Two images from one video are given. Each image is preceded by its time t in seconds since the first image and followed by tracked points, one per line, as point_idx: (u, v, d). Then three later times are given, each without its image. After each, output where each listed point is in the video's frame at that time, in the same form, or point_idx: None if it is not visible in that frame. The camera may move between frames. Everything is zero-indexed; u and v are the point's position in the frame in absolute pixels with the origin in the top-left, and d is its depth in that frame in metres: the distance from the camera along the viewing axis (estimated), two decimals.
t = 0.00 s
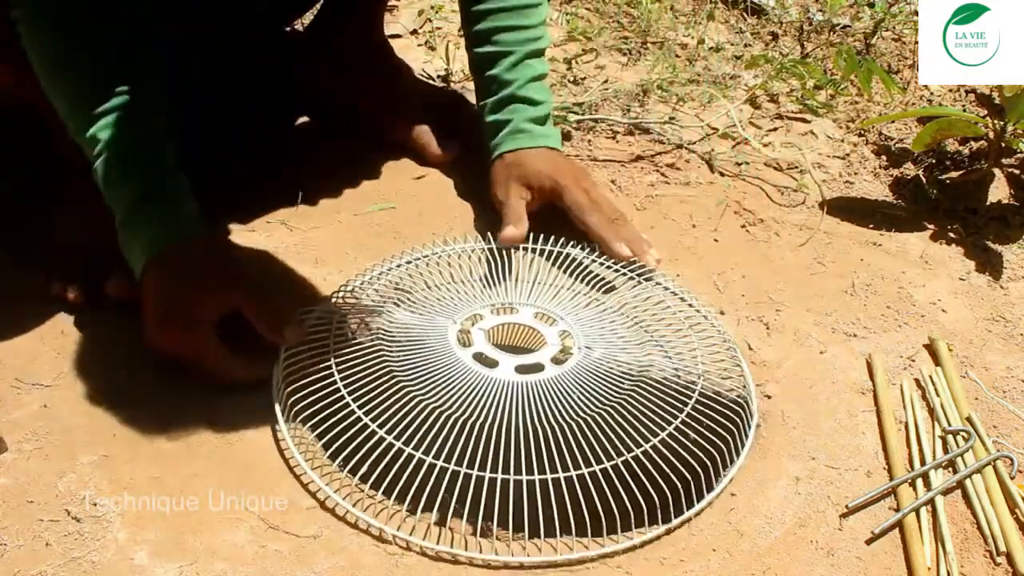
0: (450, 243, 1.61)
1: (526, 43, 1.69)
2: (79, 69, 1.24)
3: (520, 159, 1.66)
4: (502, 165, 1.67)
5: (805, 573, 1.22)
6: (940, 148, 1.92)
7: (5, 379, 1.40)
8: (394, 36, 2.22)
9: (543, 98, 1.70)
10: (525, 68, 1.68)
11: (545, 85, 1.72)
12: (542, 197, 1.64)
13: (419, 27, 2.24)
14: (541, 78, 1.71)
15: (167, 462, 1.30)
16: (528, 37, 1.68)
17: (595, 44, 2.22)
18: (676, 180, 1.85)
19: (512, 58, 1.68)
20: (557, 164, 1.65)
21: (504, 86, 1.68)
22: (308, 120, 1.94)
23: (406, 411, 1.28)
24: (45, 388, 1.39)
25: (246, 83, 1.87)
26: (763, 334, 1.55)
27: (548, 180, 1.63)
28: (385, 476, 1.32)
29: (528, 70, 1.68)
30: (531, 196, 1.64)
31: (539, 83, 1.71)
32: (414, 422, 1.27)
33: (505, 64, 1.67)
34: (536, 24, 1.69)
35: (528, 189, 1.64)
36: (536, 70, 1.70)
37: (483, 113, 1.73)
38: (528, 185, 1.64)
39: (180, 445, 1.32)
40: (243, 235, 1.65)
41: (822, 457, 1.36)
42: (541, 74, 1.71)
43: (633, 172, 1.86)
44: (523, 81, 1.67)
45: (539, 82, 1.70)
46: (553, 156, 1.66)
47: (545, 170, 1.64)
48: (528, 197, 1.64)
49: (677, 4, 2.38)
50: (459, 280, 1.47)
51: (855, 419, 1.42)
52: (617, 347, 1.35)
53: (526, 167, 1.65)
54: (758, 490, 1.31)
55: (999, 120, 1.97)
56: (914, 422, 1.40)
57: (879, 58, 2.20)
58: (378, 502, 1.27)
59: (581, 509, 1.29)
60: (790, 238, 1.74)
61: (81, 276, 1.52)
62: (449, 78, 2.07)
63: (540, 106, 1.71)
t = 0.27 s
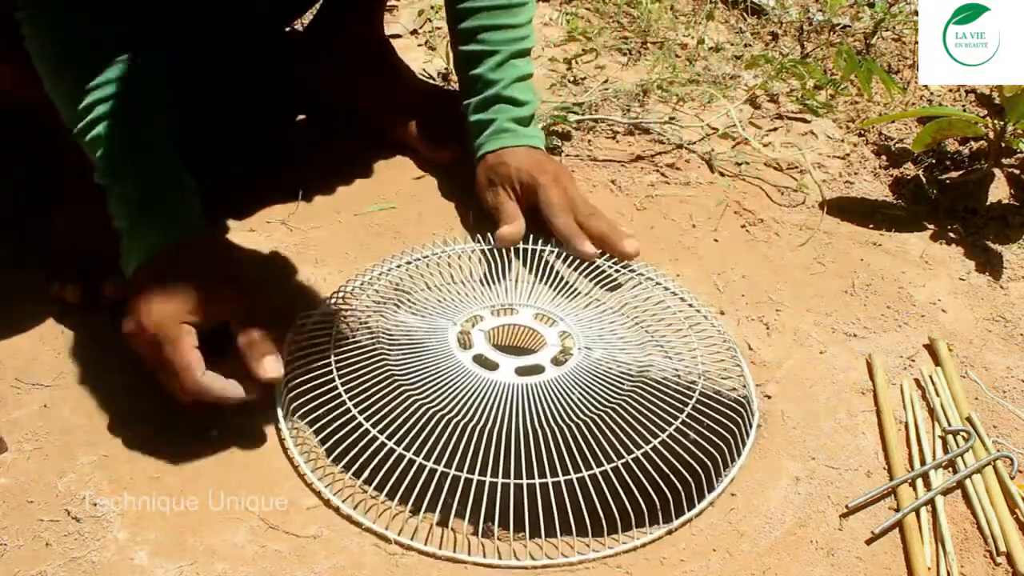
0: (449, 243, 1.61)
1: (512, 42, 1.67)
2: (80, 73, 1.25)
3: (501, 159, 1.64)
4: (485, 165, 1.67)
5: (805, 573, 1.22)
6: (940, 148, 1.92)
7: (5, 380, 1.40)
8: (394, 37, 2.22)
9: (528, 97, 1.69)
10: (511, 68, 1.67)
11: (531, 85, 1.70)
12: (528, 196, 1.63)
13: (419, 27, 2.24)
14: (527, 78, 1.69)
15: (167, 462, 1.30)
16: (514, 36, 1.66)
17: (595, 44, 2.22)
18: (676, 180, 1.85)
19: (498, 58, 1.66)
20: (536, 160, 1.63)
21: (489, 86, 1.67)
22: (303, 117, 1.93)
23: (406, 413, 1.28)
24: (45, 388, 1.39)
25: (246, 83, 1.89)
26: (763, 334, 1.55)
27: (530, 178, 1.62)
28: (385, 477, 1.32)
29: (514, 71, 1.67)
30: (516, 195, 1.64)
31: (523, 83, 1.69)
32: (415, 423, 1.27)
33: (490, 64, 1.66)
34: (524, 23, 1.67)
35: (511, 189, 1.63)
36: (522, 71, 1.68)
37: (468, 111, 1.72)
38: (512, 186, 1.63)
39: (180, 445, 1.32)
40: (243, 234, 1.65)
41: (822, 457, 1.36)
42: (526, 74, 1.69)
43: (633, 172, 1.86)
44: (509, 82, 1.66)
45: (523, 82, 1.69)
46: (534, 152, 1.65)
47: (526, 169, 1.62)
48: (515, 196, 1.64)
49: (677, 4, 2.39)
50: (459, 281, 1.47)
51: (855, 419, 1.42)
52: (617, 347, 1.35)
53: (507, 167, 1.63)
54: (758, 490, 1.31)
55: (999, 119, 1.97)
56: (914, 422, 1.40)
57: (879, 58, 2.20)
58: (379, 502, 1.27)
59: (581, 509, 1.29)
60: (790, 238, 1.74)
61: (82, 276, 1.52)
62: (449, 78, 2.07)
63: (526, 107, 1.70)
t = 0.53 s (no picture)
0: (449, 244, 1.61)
1: (510, 46, 1.69)
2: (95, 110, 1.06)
3: (496, 160, 1.65)
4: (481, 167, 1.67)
5: (805, 573, 1.22)
6: (940, 148, 1.92)
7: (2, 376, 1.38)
8: (394, 36, 2.21)
9: (525, 101, 1.70)
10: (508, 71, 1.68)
11: (527, 89, 1.71)
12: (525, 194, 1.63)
13: (419, 27, 2.24)
14: (523, 82, 1.71)
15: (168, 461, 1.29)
16: (512, 40, 1.68)
17: (595, 43, 2.22)
18: (676, 180, 1.85)
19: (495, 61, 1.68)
20: (529, 159, 1.63)
21: (487, 89, 1.68)
22: (308, 115, 1.95)
23: (406, 413, 1.28)
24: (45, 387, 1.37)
25: (245, 84, 1.75)
26: (763, 334, 1.55)
27: (525, 177, 1.62)
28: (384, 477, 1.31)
29: (511, 74, 1.68)
30: (513, 195, 1.64)
31: (519, 87, 1.70)
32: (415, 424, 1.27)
33: (488, 67, 1.67)
34: (519, 26, 1.69)
35: (507, 189, 1.64)
36: (519, 74, 1.69)
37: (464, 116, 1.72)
38: (507, 187, 1.63)
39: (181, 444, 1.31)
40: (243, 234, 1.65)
41: (822, 457, 1.37)
42: (523, 78, 1.71)
43: (633, 172, 1.86)
44: (506, 85, 1.67)
45: (519, 87, 1.70)
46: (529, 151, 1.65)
47: (520, 168, 1.63)
48: (513, 196, 1.64)
49: (677, 4, 2.39)
50: (459, 282, 1.47)
51: (855, 419, 1.42)
52: (617, 348, 1.35)
53: (501, 168, 1.64)
54: (758, 490, 1.32)
55: (999, 119, 1.97)
56: (913, 422, 1.40)
57: (879, 58, 2.20)
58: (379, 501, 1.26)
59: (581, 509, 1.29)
60: (790, 239, 1.74)
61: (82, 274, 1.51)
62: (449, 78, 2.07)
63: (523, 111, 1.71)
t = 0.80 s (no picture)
0: (448, 244, 1.61)
1: (514, 46, 1.68)
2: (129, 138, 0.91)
3: (496, 160, 1.65)
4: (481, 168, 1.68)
5: (805, 573, 1.22)
6: (940, 148, 1.92)
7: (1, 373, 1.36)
8: (394, 36, 2.21)
9: (528, 102, 1.70)
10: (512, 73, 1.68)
11: (530, 90, 1.71)
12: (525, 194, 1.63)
13: (419, 27, 2.24)
14: (526, 83, 1.70)
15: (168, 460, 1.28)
16: (516, 40, 1.67)
17: (595, 44, 2.22)
18: (676, 180, 1.85)
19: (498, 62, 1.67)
20: (529, 159, 1.64)
21: (490, 89, 1.68)
22: (308, 115, 1.95)
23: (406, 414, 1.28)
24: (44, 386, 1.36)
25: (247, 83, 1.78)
26: (763, 334, 1.55)
27: (525, 178, 1.62)
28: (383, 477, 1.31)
29: (514, 75, 1.68)
30: (514, 195, 1.64)
31: (523, 87, 1.70)
32: (414, 424, 1.27)
33: (491, 67, 1.67)
34: (524, 27, 1.68)
35: (507, 189, 1.64)
36: (522, 76, 1.69)
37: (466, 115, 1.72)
38: (507, 187, 1.64)
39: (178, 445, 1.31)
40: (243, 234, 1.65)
41: (822, 456, 1.37)
42: (526, 79, 1.70)
43: (633, 172, 1.86)
44: (509, 86, 1.67)
45: (523, 87, 1.70)
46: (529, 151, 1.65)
47: (520, 167, 1.63)
48: (513, 196, 1.64)
49: (677, 4, 2.39)
50: (458, 283, 1.47)
51: (854, 419, 1.42)
52: (617, 349, 1.35)
53: (501, 168, 1.64)
54: (758, 490, 1.32)
55: (999, 119, 1.97)
56: (913, 422, 1.40)
57: (879, 58, 2.20)
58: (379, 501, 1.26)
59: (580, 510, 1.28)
60: (790, 238, 1.74)
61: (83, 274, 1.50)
62: (449, 78, 2.07)
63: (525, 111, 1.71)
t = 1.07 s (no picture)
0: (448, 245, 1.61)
1: (514, 47, 1.68)
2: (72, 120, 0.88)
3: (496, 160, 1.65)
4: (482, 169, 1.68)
5: (805, 573, 1.22)
6: (940, 148, 1.92)
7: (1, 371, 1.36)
8: (394, 36, 2.21)
9: (528, 103, 1.70)
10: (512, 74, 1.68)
11: (530, 91, 1.71)
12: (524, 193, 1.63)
13: (419, 27, 2.24)
14: (527, 83, 1.70)
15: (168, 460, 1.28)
16: (517, 41, 1.67)
17: (595, 43, 2.22)
18: (677, 180, 1.85)
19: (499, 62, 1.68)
20: (529, 159, 1.64)
21: (490, 90, 1.68)
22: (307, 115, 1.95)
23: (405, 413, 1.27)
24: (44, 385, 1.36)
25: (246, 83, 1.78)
26: (763, 334, 1.55)
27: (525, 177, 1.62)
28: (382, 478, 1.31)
29: (514, 76, 1.68)
30: (514, 195, 1.64)
31: (523, 87, 1.70)
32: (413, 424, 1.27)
33: (491, 67, 1.67)
34: (525, 27, 1.68)
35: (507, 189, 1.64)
36: (522, 76, 1.69)
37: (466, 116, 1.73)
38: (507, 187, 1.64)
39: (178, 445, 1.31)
40: (243, 234, 1.65)
41: (822, 457, 1.37)
42: (526, 79, 1.70)
43: (633, 172, 1.87)
44: (510, 86, 1.67)
45: (523, 88, 1.70)
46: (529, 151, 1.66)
47: (520, 168, 1.63)
48: (513, 196, 1.64)
49: (677, 4, 2.39)
50: (458, 283, 1.47)
51: (854, 419, 1.42)
52: (617, 349, 1.35)
53: (500, 168, 1.64)
54: (758, 490, 1.32)
55: (999, 119, 1.97)
56: (913, 422, 1.40)
57: (879, 58, 2.20)
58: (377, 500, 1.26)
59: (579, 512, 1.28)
60: (790, 239, 1.74)
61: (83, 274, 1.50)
62: (449, 78, 2.07)
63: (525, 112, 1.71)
